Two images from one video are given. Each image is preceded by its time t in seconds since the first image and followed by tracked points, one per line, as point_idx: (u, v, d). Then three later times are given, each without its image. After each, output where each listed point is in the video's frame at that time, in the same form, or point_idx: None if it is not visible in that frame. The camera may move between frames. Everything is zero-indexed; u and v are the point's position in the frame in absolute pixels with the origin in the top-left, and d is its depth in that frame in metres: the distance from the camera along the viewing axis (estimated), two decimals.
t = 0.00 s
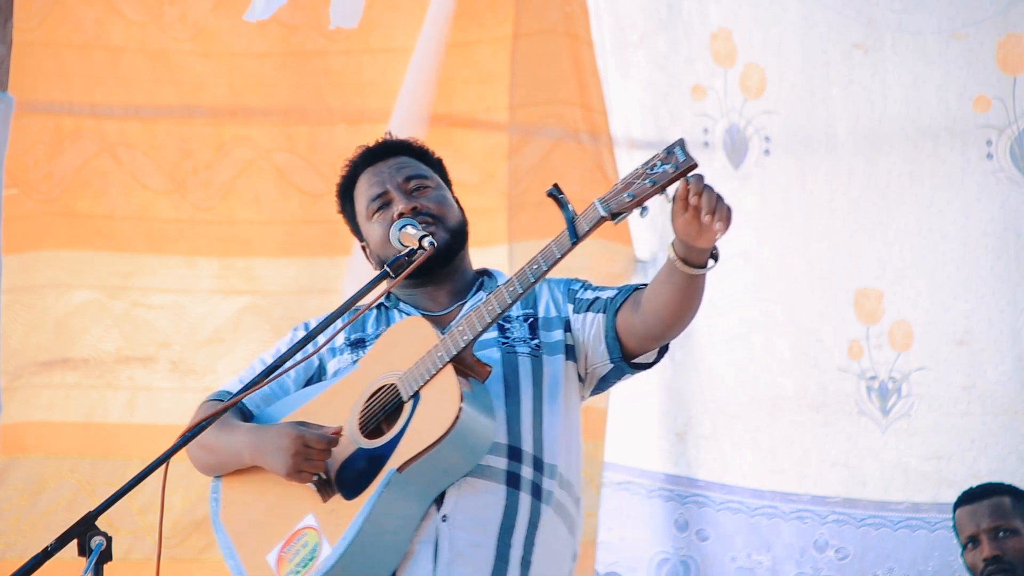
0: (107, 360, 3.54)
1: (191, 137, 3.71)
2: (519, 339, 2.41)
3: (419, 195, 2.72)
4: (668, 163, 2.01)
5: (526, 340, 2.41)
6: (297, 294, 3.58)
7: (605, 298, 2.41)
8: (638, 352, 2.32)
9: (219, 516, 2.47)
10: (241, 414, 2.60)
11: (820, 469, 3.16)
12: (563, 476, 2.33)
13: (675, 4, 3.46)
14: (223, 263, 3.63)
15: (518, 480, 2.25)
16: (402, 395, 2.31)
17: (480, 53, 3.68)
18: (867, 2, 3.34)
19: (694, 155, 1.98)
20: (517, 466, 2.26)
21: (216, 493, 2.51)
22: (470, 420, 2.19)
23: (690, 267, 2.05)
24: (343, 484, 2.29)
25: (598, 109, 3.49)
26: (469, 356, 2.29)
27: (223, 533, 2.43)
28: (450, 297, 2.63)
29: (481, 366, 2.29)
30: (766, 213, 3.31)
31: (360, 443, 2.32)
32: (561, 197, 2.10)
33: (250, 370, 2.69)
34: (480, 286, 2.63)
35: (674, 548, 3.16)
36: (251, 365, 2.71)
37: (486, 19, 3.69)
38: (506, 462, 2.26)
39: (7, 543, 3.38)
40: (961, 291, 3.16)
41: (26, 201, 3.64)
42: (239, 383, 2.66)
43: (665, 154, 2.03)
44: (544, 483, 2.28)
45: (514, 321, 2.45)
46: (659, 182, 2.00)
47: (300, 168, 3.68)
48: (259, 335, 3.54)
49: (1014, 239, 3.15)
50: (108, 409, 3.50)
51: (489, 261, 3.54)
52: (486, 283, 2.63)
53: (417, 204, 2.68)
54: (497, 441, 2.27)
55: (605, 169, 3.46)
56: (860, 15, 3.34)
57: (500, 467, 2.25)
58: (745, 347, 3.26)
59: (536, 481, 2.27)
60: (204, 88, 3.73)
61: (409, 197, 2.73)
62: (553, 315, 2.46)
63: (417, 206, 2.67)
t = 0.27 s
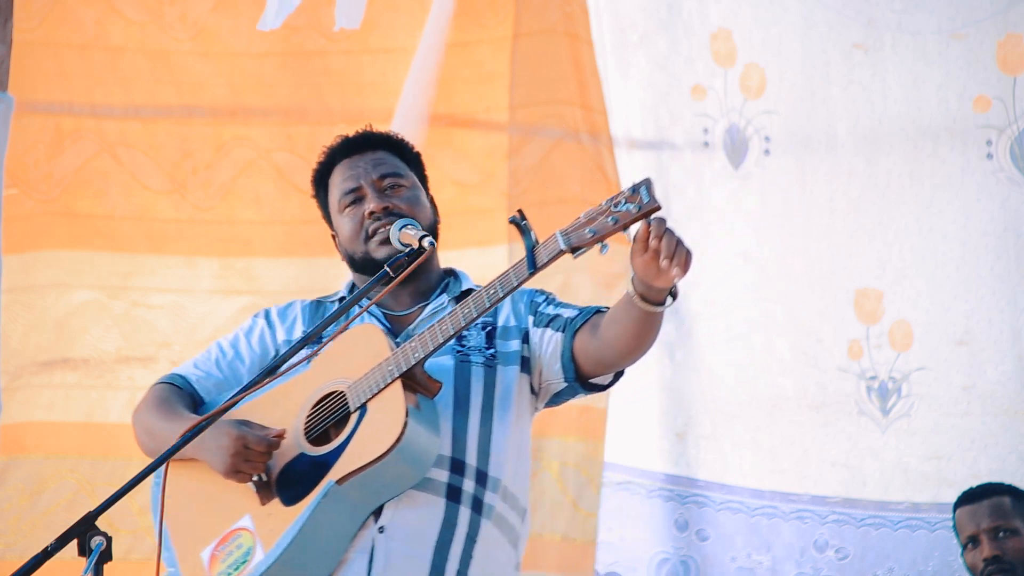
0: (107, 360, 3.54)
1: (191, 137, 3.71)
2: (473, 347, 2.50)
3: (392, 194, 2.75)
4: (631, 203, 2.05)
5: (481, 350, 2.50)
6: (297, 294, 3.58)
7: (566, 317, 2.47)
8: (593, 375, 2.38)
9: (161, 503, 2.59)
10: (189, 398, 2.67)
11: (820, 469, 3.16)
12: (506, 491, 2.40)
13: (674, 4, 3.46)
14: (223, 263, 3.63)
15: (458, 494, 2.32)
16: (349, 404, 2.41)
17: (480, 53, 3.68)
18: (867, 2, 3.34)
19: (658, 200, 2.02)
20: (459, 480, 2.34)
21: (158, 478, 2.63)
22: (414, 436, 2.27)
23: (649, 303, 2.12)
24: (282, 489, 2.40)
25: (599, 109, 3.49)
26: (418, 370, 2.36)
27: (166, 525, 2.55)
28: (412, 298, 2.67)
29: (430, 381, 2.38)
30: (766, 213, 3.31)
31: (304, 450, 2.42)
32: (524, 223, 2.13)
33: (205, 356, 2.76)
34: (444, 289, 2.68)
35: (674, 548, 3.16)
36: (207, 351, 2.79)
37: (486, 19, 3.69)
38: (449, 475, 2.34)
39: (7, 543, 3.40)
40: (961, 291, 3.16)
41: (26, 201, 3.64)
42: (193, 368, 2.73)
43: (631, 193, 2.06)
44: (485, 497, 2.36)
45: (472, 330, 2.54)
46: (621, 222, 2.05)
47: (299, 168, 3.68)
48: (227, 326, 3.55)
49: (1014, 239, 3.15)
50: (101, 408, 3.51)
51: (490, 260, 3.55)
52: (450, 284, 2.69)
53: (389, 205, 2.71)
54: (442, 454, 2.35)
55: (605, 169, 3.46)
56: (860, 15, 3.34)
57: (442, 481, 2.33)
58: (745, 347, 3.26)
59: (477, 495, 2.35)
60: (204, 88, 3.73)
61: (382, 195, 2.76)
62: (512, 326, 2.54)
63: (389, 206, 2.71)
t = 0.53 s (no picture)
0: (107, 361, 3.54)
1: (191, 137, 3.71)
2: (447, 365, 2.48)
3: (378, 197, 2.72)
4: (620, 258, 2.00)
5: (454, 366, 2.47)
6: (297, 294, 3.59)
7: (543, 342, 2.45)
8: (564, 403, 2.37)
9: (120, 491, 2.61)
10: (157, 387, 2.66)
11: (820, 469, 3.16)
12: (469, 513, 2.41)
13: (674, 4, 3.45)
14: (223, 263, 3.64)
15: (418, 516, 2.34)
16: (320, 422, 2.42)
17: (480, 53, 3.68)
18: (868, 2, 3.33)
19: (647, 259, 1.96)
20: (420, 502, 2.35)
21: (120, 464, 2.64)
22: (382, 462, 2.28)
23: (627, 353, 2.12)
24: (243, 498, 2.42)
25: (598, 109, 3.49)
26: (393, 400, 2.36)
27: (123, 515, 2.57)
28: (389, 302, 2.64)
29: (402, 405, 2.38)
30: (766, 213, 3.31)
31: (270, 462, 2.45)
32: (510, 264, 2.11)
33: (177, 340, 2.73)
34: (421, 292, 2.65)
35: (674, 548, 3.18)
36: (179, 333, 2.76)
37: (486, 19, 3.69)
38: (410, 496, 2.35)
39: (7, 543, 3.41)
40: (961, 290, 3.16)
41: (26, 202, 3.63)
42: (163, 354, 2.72)
43: (621, 245, 2.01)
44: (446, 519, 2.37)
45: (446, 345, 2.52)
46: (608, 276, 2.01)
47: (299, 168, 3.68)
48: (193, 320, 3.52)
49: (1014, 239, 3.15)
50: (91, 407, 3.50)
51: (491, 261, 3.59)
52: (427, 289, 2.65)
53: (374, 210, 2.69)
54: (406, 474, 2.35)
55: (605, 169, 3.46)
56: (860, 15, 3.33)
57: (404, 502, 2.34)
58: (744, 347, 3.26)
59: (438, 517, 2.36)
60: (204, 88, 3.73)
61: (367, 197, 2.73)
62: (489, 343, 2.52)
63: (374, 211, 2.68)
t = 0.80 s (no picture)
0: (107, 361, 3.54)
1: (191, 137, 3.71)
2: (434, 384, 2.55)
3: (387, 210, 2.75)
4: (623, 335, 1.99)
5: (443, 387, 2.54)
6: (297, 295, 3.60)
7: (535, 380, 2.51)
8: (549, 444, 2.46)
9: (92, 468, 2.67)
10: (143, 370, 2.69)
11: (820, 469, 3.16)
12: (438, 536, 2.52)
13: (675, 4, 3.45)
14: (223, 263, 3.65)
15: (387, 539, 2.46)
16: (300, 442, 2.46)
17: (480, 53, 3.68)
18: (868, 2, 3.32)
19: (649, 343, 1.96)
20: (389, 525, 2.46)
21: (95, 441, 2.69)
22: (359, 492, 2.36)
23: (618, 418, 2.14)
24: (213, 506, 2.47)
25: (598, 109, 3.50)
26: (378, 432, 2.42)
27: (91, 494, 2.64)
28: (385, 309, 2.68)
29: (387, 437, 2.44)
30: (766, 213, 3.31)
31: (246, 472, 2.49)
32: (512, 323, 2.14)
33: (169, 321, 2.75)
34: (417, 303, 2.71)
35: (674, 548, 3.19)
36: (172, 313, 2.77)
37: (486, 19, 3.69)
38: (381, 520, 2.45)
39: (7, 543, 3.42)
40: (961, 290, 3.16)
41: (26, 202, 3.63)
42: (154, 333, 2.73)
43: (624, 323, 2.00)
44: (413, 542, 2.48)
45: (435, 364, 2.59)
46: (608, 353, 2.02)
47: (299, 168, 3.68)
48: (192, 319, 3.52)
49: (1014, 239, 3.15)
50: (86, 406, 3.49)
51: (491, 260, 3.60)
52: (424, 301, 2.71)
53: (382, 223, 2.71)
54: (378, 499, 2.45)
55: (605, 170, 3.48)
56: (860, 15, 3.33)
57: (374, 525, 2.45)
58: (745, 347, 3.26)
59: (406, 540, 2.48)
60: (204, 88, 3.73)
61: (376, 207, 2.75)
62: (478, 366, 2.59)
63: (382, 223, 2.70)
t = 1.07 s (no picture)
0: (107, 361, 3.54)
1: (191, 137, 3.71)
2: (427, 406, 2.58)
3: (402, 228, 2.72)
4: (609, 397, 2.02)
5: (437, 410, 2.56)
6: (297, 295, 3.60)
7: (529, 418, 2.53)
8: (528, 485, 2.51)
9: (92, 468, 2.68)
10: (142, 358, 2.71)
11: (820, 469, 3.16)
12: (416, 554, 2.53)
13: (675, 4, 3.45)
14: (223, 263, 3.65)
15: (362, 553, 2.46)
16: (282, 454, 2.49)
17: (480, 53, 3.68)
18: (868, 2, 3.32)
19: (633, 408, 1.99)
20: (365, 540, 2.48)
21: (86, 422, 2.74)
22: (331, 514, 2.37)
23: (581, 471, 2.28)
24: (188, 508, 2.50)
25: (598, 109, 3.50)
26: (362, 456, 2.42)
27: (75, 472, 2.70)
28: (388, 324, 2.69)
29: (370, 461, 2.44)
30: (766, 213, 3.31)
31: (227, 479, 2.53)
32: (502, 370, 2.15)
33: (174, 310, 2.75)
34: (423, 320, 2.71)
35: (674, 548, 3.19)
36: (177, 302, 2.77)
37: (486, 19, 3.69)
38: (356, 534, 2.47)
39: (7, 543, 3.42)
40: (961, 291, 3.16)
41: (26, 202, 3.63)
42: (157, 320, 2.74)
43: (612, 383, 2.03)
44: (390, 557, 2.49)
45: (431, 385, 2.60)
46: (590, 412, 2.04)
47: (299, 168, 3.69)
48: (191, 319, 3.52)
49: (1014, 239, 3.15)
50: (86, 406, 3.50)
51: (490, 260, 3.59)
52: (429, 319, 2.71)
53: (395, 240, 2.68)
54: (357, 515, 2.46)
55: (605, 169, 3.47)
56: (860, 15, 3.33)
57: (350, 541, 2.46)
58: (745, 347, 3.26)
59: (382, 555, 2.48)
60: (204, 88, 3.73)
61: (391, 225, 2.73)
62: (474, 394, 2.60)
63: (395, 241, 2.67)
